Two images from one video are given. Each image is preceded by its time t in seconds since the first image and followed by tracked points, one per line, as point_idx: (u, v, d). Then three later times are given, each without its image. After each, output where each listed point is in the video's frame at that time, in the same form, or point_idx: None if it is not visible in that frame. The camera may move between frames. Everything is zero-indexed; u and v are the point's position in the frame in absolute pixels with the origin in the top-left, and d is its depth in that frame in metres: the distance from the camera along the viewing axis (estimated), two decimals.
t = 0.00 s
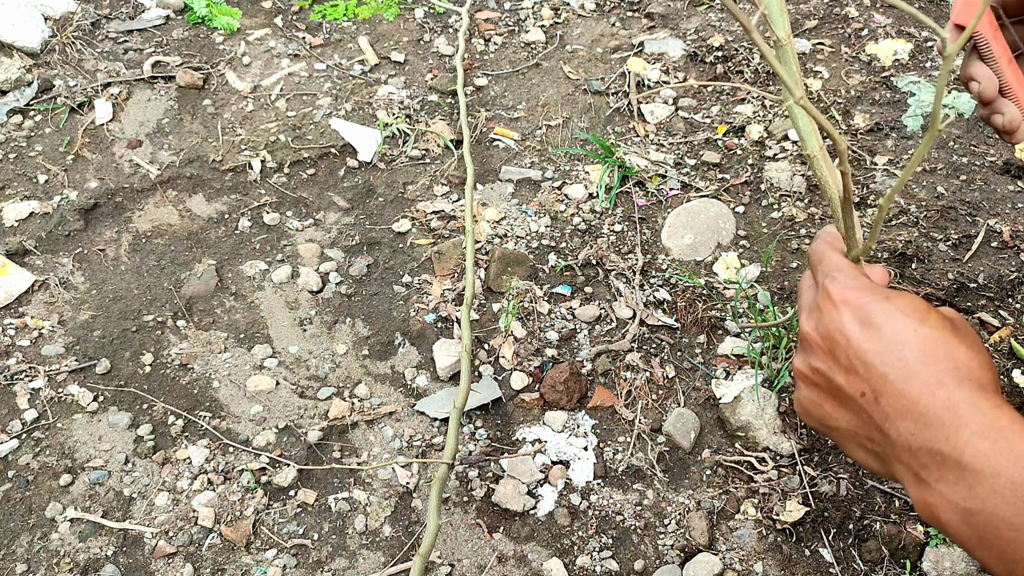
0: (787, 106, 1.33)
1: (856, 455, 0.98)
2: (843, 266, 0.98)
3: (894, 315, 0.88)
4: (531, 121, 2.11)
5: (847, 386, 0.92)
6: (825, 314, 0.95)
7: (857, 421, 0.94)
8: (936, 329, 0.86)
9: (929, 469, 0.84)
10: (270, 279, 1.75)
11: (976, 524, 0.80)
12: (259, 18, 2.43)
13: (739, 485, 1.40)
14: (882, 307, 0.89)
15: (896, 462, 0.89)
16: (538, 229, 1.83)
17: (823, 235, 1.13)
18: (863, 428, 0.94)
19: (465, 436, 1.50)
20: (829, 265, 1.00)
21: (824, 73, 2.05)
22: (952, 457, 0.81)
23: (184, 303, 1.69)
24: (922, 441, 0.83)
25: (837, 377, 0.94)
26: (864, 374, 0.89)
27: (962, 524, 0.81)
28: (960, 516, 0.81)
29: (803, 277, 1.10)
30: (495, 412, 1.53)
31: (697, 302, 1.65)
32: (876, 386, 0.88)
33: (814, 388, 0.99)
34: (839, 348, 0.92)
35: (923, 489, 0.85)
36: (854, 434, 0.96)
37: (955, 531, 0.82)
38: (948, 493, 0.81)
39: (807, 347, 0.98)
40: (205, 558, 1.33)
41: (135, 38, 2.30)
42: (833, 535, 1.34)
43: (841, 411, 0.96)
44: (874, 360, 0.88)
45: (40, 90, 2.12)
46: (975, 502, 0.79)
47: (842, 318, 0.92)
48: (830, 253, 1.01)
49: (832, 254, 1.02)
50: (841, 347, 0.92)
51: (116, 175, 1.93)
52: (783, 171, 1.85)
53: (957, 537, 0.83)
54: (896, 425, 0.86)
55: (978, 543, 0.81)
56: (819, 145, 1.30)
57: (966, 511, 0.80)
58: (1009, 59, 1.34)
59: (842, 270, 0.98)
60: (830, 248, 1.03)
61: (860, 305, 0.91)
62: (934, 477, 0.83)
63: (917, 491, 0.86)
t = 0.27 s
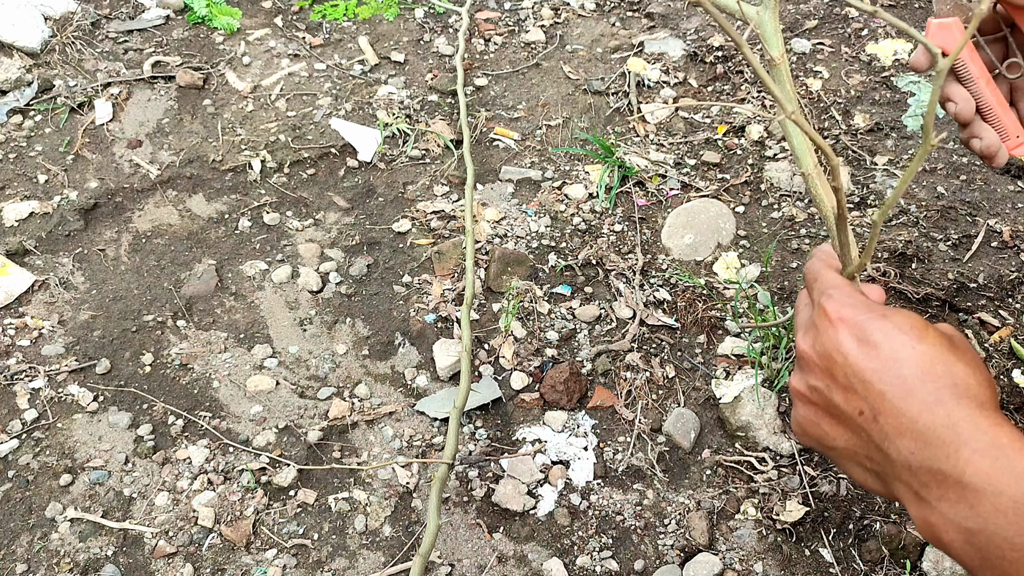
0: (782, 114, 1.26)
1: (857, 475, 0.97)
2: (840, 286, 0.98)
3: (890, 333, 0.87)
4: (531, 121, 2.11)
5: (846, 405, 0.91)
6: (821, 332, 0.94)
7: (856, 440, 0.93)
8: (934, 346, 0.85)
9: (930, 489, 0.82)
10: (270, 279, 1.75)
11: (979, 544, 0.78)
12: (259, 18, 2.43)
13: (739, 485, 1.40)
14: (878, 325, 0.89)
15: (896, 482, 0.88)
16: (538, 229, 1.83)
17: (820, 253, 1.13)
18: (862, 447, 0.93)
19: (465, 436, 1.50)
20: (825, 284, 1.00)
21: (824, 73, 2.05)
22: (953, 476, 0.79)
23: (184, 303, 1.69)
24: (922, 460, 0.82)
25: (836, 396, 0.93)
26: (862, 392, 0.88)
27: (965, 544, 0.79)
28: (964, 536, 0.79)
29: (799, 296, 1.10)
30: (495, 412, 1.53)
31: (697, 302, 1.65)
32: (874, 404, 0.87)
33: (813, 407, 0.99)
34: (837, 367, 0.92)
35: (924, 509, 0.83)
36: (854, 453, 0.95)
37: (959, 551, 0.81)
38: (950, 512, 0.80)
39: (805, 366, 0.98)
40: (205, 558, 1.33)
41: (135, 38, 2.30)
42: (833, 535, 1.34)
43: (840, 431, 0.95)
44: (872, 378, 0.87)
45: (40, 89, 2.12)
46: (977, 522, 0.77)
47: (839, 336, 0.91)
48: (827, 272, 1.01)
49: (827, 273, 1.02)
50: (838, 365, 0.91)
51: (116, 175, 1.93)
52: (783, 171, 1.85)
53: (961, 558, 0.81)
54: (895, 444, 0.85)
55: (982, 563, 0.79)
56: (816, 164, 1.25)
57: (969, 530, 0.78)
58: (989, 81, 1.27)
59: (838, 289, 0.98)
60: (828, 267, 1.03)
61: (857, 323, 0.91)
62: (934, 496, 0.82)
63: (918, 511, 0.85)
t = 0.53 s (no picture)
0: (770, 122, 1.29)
1: (850, 477, 0.96)
2: (830, 288, 0.99)
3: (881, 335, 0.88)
4: (531, 121, 2.11)
5: (839, 407, 0.91)
6: (813, 335, 0.94)
7: (849, 442, 0.93)
8: (925, 347, 0.86)
9: (923, 489, 0.82)
10: (270, 279, 1.75)
11: (973, 543, 0.78)
12: (259, 18, 2.43)
13: (739, 485, 1.40)
14: (870, 327, 0.89)
15: (889, 483, 0.88)
16: (538, 229, 1.83)
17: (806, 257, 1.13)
18: (855, 448, 0.93)
19: (465, 436, 1.50)
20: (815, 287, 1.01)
21: (824, 73, 2.05)
22: (946, 475, 0.79)
23: (184, 303, 1.69)
24: (915, 460, 0.82)
25: (829, 398, 0.93)
26: (855, 393, 0.89)
27: (959, 543, 0.79)
28: (958, 536, 0.79)
29: (788, 301, 1.10)
30: (495, 412, 1.53)
31: (697, 302, 1.65)
32: (867, 406, 0.87)
33: (805, 410, 0.99)
34: (829, 369, 0.92)
35: (918, 509, 0.83)
36: (847, 456, 0.95)
37: (952, 551, 0.80)
38: (944, 512, 0.80)
39: (797, 369, 0.98)
40: (205, 558, 1.33)
41: (135, 38, 2.30)
42: (833, 535, 1.34)
43: (833, 433, 0.95)
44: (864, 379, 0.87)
45: (40, 89, 2.12)
46: (971, 521, 0.77)
47: (831, 338, 0.92)
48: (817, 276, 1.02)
49: (817, 278, 1.02)
50: (830, 367, 0.91)
51: (116, 175, 1.93)
52: (782, 171, 1.86)
53: (955, 559, 0.81)
54: (888, 444, 0.85)
55: (975, 563, 0.79)
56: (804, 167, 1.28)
57: (962, 529, 0.78)
58: (986, 82, 1.27)
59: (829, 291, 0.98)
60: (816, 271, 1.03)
61: (849, 325, 0.91)
62: (928, 495, 0.81)
63: (911, 511, 0.85)
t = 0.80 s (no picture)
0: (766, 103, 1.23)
1: (841, 462, 0.97)
2: (819, 274, 0.98)
3: (872, 322, 0.87)
4: (531, 121, 2.11)
5: (830, 395, 0.91)
6: (804, 323, 0.93)
7: (840, 429, 0.93)
8: (916, 334, 0.85)
9: (913, 475, 0.82)
10: (270, 278, 1.75)
11: (961, 529, 0.79)
12: (259, 18, 2.43)
13: (739, 485, 1.40)
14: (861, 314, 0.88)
15: (880, 469, 0.88)
16: (538, 229, 1.83)
17: (795, 242, 1.11)
18: (847, 435, 0.93)
19: (465, 436, 1.50)
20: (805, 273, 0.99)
21: (824, 73, 2.05)
22: (937, 462, 0.80)
23: (184, 303, 1.69)
24: (906, 447, 0.82)
25: (820, 386, 0.93)
26: (846, 382, 0.88)
27: (948, 528, 0.80)
28: (947, 521, 0.80)
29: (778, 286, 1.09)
30: (495, 412, 1.53)
31: (697, 302, 1.65)
32: (858, 394, 0.87)
33: (795, 397, 0.98)
34: (820, 357, 0.91)
35: (908, 495, 0.84)
36: (838, 442, 0.95)
37: (941, 536, 0.81)
38: (934, 498, 0.80)
39: (788, 356, 0.97)
40: (205, 558, 1.33)
41: (135, 38, 2.30)
42: (833, 535, 1.34)
43: (824, 420, 0.95)
44: (856, 367, 0.87)
45: (40, 89, 2.12)
46: (961, 507, 0.78)
47: (822, 326, 0.91)
48: (807, 265, 1.00)
49: (807, 265, 1.01)
50: (822, 355, 0.91)
51: (116, 175, 1.93)
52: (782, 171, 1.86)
53: (944, 544, 0.82)
54: (880, 431, 0.85)
55: (963, 547, 0.79)
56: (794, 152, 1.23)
57: (951, 515, 0.79)
58: (997, 74, 1.27)
59: (818, 277, 0.97)
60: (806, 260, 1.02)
61: (840, 313, 0.90)
62: (919, 482, 0.82)
63: (901, 497, 0.85)
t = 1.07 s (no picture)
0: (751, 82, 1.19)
1: (842, 451, 0.98)
2: (819, 261, 0.97)
3: (870, 313, 0.86)
4: (531, 121, 2.11)
5: (830, 385, 0.92)
6: (804, 312, 0.94)
7: (840, 419, 0.94)
8: (915, 325, 0.84)
9: (910, 466, 0.83)
10: (270, 278, 1.75)
11: (956, 522, 0.79)
12: (259, 18, 2.43)
13: (739, 485, 1.40)
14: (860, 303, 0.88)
15: (879, 459, 0.89)
16: (538, 229, 1.83)
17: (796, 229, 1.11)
18: (847, 425, 0.93)
19: (465, 436, 1.50)
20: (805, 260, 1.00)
21: (824, 73, 2.05)
22: (933, 455, 0.80)
23: (184, 303, 1.69)
24: (903, 439, 0.83)
25: (820, 376, 0.93)
26: (845, 372, 0.89)
27: (943, 521, 0.80)
28: (943, 514, 0.80)
29: (781, 273, 1.09)
30: (495, 412, 1.53)
31: (697, 302, 1.65)
32: (857, 385, 0.87)
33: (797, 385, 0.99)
34: (820, 347, 0.92)
35: (904, 486, 0.85)
36: (839, 432, 0.96)
37: (937, 527, 0.82)
38: (930, 491, 0.81)
39: (789, 345, 0.98)
40: (205, 558, 1.33)
41: (135, 38, 2.30)
42: (833, 535, 1.34)
43: (825, 408, 0.96)
44: (854, 358, 0.87)
45: (40, 89, 2.12)
46: (957, 501, 0.78)
47: (822, 316, 0.91)
48: (806, 255, 1.01)
49: (807, 252, 1.01)
50: (820, 345, 0.91)
51: (116, 175, 1.93)
52: (782, 171, 1.86)
53: (939, 535, 0.82)
54: (877, 423, 0.86)
55: (959, 540, 0.80)
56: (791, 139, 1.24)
57: (947, 508, 0.79)
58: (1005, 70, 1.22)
59: (819, 265, 0.97)
60: (804, 248, 1.02)
61: (839, 303, 0.90)
62: (916, 474, 0.82)
63: (899, 487, 0.86)
